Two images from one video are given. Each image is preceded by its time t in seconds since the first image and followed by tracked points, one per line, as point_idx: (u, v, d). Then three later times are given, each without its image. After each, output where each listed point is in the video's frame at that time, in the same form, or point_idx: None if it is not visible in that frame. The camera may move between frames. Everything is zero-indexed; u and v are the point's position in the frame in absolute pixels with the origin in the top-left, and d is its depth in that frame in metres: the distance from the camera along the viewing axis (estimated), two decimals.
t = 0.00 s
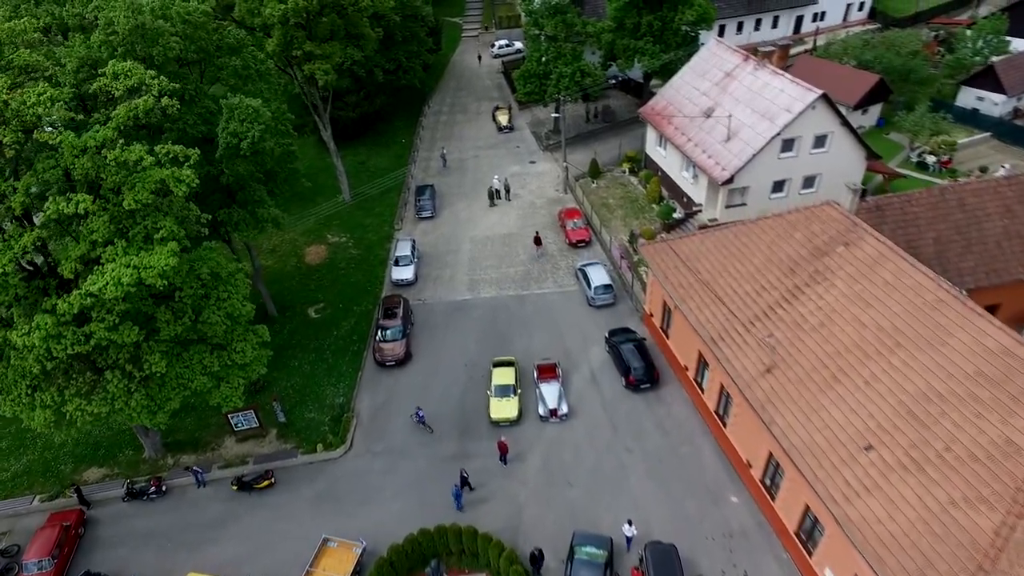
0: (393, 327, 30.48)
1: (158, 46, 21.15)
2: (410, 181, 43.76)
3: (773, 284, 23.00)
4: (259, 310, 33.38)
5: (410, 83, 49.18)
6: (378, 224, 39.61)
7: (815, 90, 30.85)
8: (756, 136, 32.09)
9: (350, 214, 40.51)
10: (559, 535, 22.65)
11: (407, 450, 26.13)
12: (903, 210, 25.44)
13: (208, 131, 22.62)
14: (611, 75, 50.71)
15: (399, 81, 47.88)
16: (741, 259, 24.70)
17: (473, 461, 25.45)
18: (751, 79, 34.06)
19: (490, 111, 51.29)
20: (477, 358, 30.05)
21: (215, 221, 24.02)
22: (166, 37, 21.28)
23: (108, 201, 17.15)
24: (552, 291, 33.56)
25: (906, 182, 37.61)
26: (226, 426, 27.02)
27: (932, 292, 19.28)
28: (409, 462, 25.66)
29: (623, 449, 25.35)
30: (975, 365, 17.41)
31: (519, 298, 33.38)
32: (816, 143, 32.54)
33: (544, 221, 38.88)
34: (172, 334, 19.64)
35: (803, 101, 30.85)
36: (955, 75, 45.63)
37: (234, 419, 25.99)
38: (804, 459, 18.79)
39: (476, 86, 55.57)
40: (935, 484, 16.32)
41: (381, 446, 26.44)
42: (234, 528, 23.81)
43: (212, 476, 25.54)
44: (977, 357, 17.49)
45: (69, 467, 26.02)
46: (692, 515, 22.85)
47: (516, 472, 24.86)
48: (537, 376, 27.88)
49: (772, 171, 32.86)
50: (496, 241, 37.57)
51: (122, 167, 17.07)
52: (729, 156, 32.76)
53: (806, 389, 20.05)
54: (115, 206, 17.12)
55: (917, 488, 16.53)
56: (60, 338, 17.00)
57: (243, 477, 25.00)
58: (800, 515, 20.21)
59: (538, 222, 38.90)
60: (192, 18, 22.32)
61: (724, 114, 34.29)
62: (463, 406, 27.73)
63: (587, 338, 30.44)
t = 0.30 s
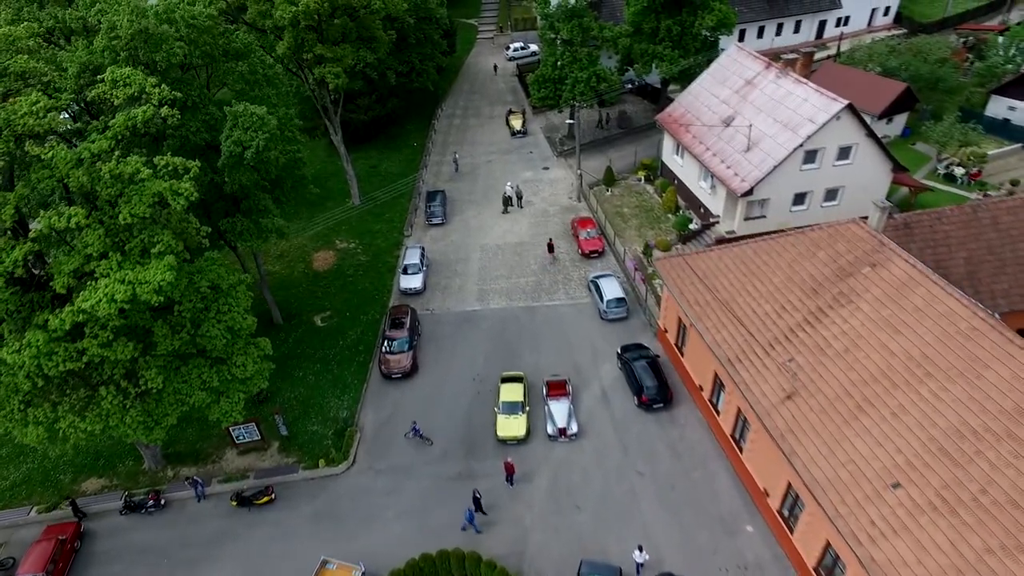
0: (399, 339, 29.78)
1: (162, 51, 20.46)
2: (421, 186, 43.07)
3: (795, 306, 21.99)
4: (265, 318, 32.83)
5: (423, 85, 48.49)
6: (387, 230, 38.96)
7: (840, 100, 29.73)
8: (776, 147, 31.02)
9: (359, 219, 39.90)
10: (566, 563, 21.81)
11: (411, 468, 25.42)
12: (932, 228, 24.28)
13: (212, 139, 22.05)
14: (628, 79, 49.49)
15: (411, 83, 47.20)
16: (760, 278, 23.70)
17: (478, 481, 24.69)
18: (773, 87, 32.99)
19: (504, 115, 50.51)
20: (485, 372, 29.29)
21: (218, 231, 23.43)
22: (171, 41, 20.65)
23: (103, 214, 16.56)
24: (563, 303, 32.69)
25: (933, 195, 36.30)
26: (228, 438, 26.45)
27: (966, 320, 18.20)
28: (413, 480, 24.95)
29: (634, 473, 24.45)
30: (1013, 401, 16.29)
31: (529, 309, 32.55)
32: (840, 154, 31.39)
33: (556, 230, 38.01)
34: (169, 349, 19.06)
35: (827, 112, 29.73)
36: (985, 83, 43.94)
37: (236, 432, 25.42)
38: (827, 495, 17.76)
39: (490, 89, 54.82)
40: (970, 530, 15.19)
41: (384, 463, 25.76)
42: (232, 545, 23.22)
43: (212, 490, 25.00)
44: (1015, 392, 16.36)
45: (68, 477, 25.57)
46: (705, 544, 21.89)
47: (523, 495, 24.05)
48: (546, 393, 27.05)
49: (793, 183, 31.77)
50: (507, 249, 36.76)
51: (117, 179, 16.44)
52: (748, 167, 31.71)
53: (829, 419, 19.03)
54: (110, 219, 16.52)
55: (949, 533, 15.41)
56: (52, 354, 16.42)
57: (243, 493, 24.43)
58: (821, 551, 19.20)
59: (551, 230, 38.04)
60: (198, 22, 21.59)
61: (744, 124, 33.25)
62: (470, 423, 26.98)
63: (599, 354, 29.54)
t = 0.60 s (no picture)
0: (400, 353, 28.98)
1: (155, 58, 19.60)
2: (426, 192, 42.29)
3: (812, 328, 20.98)
4: (264, 328, 32.14)
5: (429, 89, 47.72)
6: (390, 237, 38.21)
7: (859, 110, 28.67)
8: (792, 157, 30.00)
9: (362, 226, 39.17)
10: None
11: (410, 488, 24.61)
12: (957, 245, 23.11)
13: (207, 148, 21.37)
14: (639, 84, 48.53)
15: (418, 87, 46.45)
16: (775, 296, 22.72)
17: (480, 503, 23.85)
18: (788, 95, 31.99)
19: (512, 119, 49.68)
20: (488, 388, 28.45)
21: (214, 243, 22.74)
22: (166, 48, 19.83)
23: (88, 230, 15.90)
24: (570, 316, 31.79)
25: (954, 208, 35.10)
26: (223, 454, 25.75)
27: (996, 347, 17.06)
28: (412, 501, 24.14)
29: (641, 497, 23.51)
30: None
31: (535, 322, 31.68)
32: (858, 165, 30.34)
33: (564, 239, 37.11)
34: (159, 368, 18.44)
35: (846, 122, 28.70)
36: (1007, 90, 42.62)
37: (231, 448, 24.71)
38: (846, 532, 16.73)
39: (498, 92, 54.00)
40: None
41: (383, 482, 24.97)
42: (225, 567, 22.49)
43: (205, 507, 24.31)
44: None
45: (59, 493, 24.95)
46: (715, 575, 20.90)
47: (525, 518, 23.18)
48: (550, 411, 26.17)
49: (809, 194, 30.73)
50: (512, 259, 35.92)
51: (102, 194, 15.75)
52: (762, 177, 30.69)
53: (848, 450, 18.02)
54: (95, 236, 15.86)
55: None
56: (33, 377, 15.69)
57: (237, 512, 23.71)
58: None
59: (558, 239, 37.15)
60: (195, 28, 20.60)
61: (758, 132, 32.25)
62: (471, 441, 26.15)
63: (606, 370, 28.62)
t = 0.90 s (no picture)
0: (394, 369, 28.08)
1: (133, 68, 18.91)
2: (422, 199, 41.42)
3: (821, 347, 20.08)
4: (254, 342, 31.25)
5: (425, 93, 46.87)
6: (385, 247, 37.36)
7: (866, 117, 27.86)
8: (797, 165, 29.17)
9: (356, 235, 38.29)
10: None
11: (403, 511, 23.73)
12: (969, 259, 22.25)
13: (190, 161, 20.49)
14: (638, 87, 47.67)
15: (413, 91, 45.61)
16: (782, 313, 21.86)
17: (475, 527, 22.98)
18: (793, 101, 31.19)
19: (509, 124, 48.83)
20: (485, 405, 27.58)
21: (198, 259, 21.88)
22: (145, 57, 19.07)
23: (57, 253, 15.07)
24: (569, 328, 30.93)
25: (961, 216, 34.29)
26: (210, 475, 24.86)
27: (1016, 373, 16.22)
28: (405, 526, 23.25)
29: (643, 521, 22.64)
30: None
31: (532, 335, 30.82)
32: (864, 173, 29.52)
33: (562, 248, 36.23)
34: (136, 394, 17.56)
35: (852, 129, 27.88)
36: (1014, 94, 41.85)
37: (217, 470, 23.84)
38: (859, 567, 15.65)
39: (495, 96, 53.15)
40: None
41: (375, 505, 24.09)
42: None
43: (190, 532, 23.41)
44: None
45: (39, 517, 24.07)
46: None
47: (523, 544, 22.30)
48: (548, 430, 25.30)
49: (814, 204, 29.90)
50: (510, 269, 35.05)
51: (71, 216, 14.96)
52: (766, 186, 29.85)
53: (860, 478, 17.07)
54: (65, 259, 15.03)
55: None
56: None
57: (223, 538, 22.83)
58: None
59: (556, 248, 36.29)
60: (177, 36, 19.93)
61: (761, 140, 31.44)
62: (467, 461, 25.29)
63: (606, 386, 27.75)
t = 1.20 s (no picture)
0: (388, 386, 27.19)
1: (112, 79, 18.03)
2: (419, 207, 40.55)
3: (834, 370, 19.20)
4: (245, 357, 30.36)
5: (422, 98, 46.00)
6: (380, 256, 36.50)
7: (875, 126, 27.00)
8: (804, 175, 28.30)
9: (351, 244, 37.43)
10: None
11: (397, 537, 22.85)
12: (987, 276, 21.34)
13: (174, 175, 19.77)
14: (640, 92, 46.75)
15: (410, 96, 44.75)
16: (792, 333, 20.99)
17: (471, 554, 22.10)
18: (799, 109, 30.36)
19: (508, 129, 47.96)
20: (482, 423, 26.71)
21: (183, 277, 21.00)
22: (124, 67, 18.20)
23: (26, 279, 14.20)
24: (569, 342, 30.05)
25: (971, 226, 33.43)
26: (197, 498, 23.98)
27: None
28: (399, 552, 22.36)
29: (646, 548, 21.76)
30: None
31: (531, 349, 29.94)
32: (873, 183, 28.66)
33: (562, 258, 35.36)
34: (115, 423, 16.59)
35: (861, 139, 27.01)
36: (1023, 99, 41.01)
37: (204, 494, 22.95)
38: None
39: (494, 100, 52.30)
40: None
41: (368, 529, 23.21)
42: None
43: (176, 559, 22.51)
44: None
45: (20, 543, 23.19)
46: None
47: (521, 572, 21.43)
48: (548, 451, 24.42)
49: (821, 214, 29.04)
50: (508, 279, 34.18)
51: (40, 240, 14.07)
52: (772, 196, 28.98)
53: (876, 512, 16.18)
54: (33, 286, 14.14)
55: None
56: None
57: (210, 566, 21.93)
58: None
59: (556, 258, 35.42)
60: (158, 44, 19.18)
61: (766, 148, 30.58)
62: (464, 483, 24.42)
63: (607, 404, 26.87)
